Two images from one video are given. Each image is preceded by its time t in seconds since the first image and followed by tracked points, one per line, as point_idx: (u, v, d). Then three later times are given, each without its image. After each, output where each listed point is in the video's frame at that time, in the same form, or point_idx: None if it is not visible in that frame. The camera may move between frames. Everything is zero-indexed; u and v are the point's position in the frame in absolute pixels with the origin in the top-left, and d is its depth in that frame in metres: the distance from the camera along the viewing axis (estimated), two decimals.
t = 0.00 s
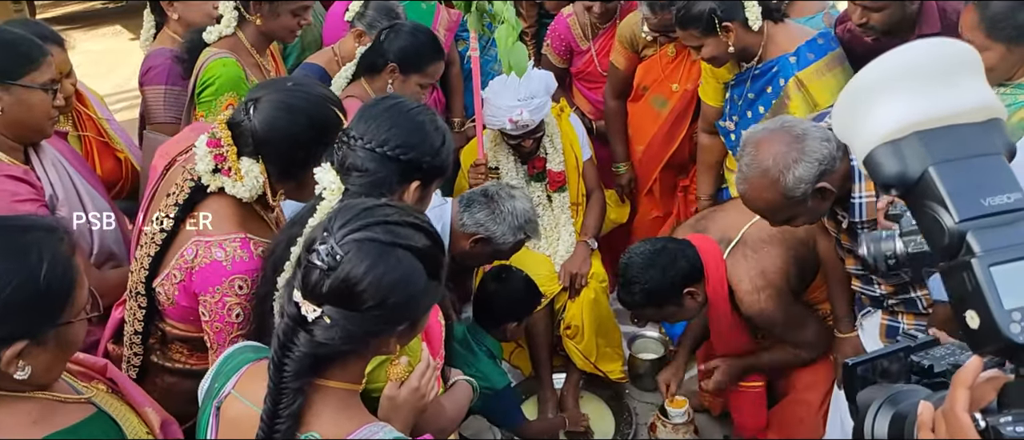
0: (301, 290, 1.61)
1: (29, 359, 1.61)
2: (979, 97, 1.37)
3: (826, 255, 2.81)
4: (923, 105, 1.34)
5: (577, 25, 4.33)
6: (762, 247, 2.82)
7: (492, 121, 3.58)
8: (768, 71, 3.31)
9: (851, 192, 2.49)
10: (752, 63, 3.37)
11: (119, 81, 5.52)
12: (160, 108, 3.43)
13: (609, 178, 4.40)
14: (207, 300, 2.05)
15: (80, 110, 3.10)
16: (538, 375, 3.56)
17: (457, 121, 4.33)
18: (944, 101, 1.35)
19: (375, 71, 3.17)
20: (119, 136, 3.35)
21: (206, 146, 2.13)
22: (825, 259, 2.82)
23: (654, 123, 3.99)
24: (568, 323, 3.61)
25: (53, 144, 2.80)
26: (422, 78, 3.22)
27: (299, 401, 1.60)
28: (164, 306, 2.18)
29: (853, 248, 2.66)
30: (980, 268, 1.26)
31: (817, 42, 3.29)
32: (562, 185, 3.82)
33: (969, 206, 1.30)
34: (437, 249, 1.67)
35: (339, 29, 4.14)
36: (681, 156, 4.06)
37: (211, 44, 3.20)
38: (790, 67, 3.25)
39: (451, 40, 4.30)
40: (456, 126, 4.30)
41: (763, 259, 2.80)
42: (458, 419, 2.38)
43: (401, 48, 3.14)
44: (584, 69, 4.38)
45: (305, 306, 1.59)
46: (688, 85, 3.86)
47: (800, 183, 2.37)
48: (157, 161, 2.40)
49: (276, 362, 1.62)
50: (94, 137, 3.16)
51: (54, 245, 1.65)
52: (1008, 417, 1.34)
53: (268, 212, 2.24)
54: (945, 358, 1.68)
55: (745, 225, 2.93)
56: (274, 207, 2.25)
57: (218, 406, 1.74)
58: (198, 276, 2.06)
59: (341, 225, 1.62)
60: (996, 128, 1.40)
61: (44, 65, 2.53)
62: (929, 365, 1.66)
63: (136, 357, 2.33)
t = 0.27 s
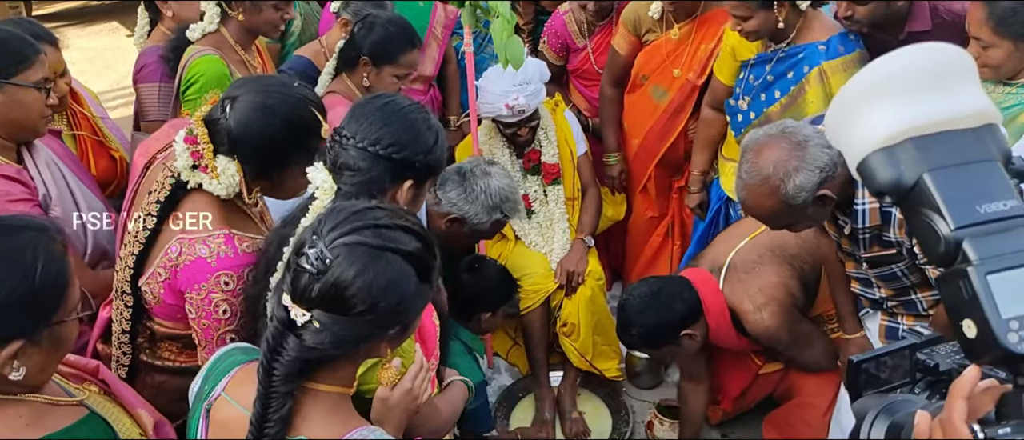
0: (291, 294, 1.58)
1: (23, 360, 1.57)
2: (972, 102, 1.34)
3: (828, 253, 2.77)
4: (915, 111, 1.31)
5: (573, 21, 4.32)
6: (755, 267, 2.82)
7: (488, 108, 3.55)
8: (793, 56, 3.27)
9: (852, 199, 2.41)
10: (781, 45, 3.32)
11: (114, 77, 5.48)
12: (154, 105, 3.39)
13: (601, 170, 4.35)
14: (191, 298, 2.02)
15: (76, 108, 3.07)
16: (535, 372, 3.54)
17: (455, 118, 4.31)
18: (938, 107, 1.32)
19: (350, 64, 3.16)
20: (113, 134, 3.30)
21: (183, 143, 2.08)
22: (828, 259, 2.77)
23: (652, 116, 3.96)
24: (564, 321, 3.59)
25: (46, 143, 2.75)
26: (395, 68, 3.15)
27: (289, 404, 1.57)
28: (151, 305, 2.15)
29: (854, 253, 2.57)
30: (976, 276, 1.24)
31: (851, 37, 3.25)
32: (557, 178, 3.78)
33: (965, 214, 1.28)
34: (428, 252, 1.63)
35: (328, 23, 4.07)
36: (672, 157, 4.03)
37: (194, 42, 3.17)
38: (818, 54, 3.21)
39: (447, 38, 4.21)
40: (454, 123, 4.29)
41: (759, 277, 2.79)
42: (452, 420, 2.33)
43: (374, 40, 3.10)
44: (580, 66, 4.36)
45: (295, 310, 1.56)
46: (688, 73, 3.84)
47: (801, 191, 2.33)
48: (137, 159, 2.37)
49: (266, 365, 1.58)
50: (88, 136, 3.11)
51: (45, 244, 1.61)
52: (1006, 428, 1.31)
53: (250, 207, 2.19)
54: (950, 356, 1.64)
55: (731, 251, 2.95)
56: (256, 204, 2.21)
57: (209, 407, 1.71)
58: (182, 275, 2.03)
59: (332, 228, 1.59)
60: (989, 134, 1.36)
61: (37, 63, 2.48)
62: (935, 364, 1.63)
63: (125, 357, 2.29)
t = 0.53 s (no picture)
0: (293, 298, 1.58)
1: (26, 360, 1.58)
2: (969, 102, 1.34)
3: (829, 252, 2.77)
4: (912, 110, 1.32)
5: (579, 20, 4.31)
6: (749, 274, 2.81)
7: (492, 101, 3.55)
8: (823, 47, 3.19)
9: (855, 189, 2.42)
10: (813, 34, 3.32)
11: (116, 80, 5.50)
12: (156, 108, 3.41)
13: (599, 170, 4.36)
14: (163, 296, 2.00)
15: (78, 111, 3.07)
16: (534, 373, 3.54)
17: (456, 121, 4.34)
18: (937, 104, 1.32)
19: (337, 65, 3.18)
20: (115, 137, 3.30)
21: (140, 145, 2.09)
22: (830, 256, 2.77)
23: (653, 111, 3.98)
24: (563, 320, 3.59)
25: (47, 145, 2.75)
26: (377, 67, 3.15)
27: (291, 407, 1.58)
28: (131, 307, 2.14)
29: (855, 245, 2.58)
30: (972, 273, 1.25)
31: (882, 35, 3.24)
32: (558, 177, 3.79)
33: (962, 211, 1.29)
34: (428, 255, 1.64)
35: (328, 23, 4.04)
36: (670, 156, 4.04)
37: (183, 45, 3.17)
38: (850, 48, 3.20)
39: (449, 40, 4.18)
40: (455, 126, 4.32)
41: (751, 285, 2.79)
42: (448, 419, 2.34)
43: (356, 39, 3.12)
44: (584, 65, 4.36)
45: (297, 313, 1.56)
46: (691, 67, 3.85)
47: (806, 175, 2.29)
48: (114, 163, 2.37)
49: (267, 368, 1.58)
50: (91, 140, 3.12)
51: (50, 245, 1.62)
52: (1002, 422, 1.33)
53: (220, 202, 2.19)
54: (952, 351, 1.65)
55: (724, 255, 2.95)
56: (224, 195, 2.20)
57: (208, 411, 1.72)
58: (153, 273, 2.01)
59: (333, 232, 1.59)
60: (987, 132, 1.36)
61: (36, 66, 2.50)
62: (935, 358, 1.63)
63: (110, 361, 2.30)
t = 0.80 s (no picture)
0: (287, 292, 1.59)
1: (34, 349, 1.60)
2: (951, 94, 1.38)
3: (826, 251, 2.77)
4: (897, 105, 1.35)
5: (598, 14, 4.31)
6: (742, 258, 2.83)
7: (494, 103, 3.58)
8: (823, 41, 3.34)
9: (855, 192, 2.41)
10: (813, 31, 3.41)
11: (117, 78, 5.53)
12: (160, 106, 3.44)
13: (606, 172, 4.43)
14: (159, 293, 2.01)
15: (81, 108, 3.10)
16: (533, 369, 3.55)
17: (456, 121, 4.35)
18: (921, 101, 1.36)
19: (339, 63, 3.20)
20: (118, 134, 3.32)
21: (131, 150, 2.08)
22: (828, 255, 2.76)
23: (661, 110, 4.01)
24: (562, 319, 3.59)
25: (49, 139, 2.79)
26: (379, 65, 3.18)
27: (287, 401, 1.58)
28: (127, 303, 2.14)
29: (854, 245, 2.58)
30: (956, 263, 1.28)
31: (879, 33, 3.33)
32: (559, 176, 3.83)
33: (946, 203, 1.32)
34: (419, 246, 1.67)
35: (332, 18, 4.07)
36: (672, 156, 4.09)
37: (185, 42, 3.20)
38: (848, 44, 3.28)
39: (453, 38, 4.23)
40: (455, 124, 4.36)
41: (742, 272, 2.81)
42: (438, 412, 2.32)
43: (358, 37, 3.15)
44: (599, 59, 4.36)
45: (292, 307, 1.57)
46: (699, 69, 3.88)
47: (806, 177, 2.31)
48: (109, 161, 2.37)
49: (261, 363, 1.59)
50: (94, 136, 3.15)
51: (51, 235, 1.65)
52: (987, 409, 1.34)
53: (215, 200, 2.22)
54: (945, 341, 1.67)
55: (726, 234, 2.96)
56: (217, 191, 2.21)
57: (203, 410, 1.71)
58: (149, 270, 2.02)
59: (325, 226, 1.61)
60: (971, 125, 1.40)
61: (39, 61, 2.53)
62: (929, 349, 1.66)
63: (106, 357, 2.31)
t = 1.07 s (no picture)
0: (284, 288, 1.58)
1: (39, 344, 1.61)
2: (954, 84, 1.38)
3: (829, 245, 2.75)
4: (899, 94, 1.35)
5: (586, 14, 4.29)
6: (721, 245, 2.84)
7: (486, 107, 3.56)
8: (819, 33, 3.35)
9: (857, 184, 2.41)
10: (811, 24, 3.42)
11: (117, 75, 5.52)
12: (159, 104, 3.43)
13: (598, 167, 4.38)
14: (170, 294, 2.03)
15: (79, 107, 3.09)
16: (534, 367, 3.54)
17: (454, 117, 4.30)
18: (918, 95, 1.35)
19: (343, 58, 3.18)
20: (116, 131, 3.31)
21: (159, 142, 2.07)
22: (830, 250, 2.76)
23: (651, 107, 3.98)
24: (564, 314, 3.62)
25: (46, 136, 2.76)
26: (384, 62, 3.17)
27: (287, 399, 1.58)
28: (134, 301, 2.15)
29: (858, 239, 2.56)
30: (959, 254, 1.26)
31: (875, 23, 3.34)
32: (559, 174, 3.80)
33: (949, 193, 1.30)
34: (419, 240, 1.65)
35: (332, 13, 4.05)
36: (670, 154, 4.05)
37: (189, 39, 3.19)
38: (845, 35, 3.30)
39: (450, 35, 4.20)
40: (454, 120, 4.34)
41: (719, 259, 2.82)
42: (437, 410, 2.31)
43: (364, 34, 3.13)
44: (592, 60, 4.34)
45: (290, 303, 1.55)
46: (688, 62, 3.87)
47: (802, 167, 2.29)
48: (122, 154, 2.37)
49: (261, 361, 1.58)
50: (93, 135, 3.13)
51: (47, 228, 1.63)
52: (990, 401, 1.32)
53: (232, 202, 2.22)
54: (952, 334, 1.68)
55: (713, 215, 2.92)
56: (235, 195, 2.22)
57: (202, 408, 1.70)
58: (161, 271, 2.03)
59: (323, 220, 1.58)
60: (974, 114, 1.39)
61: (36, 56, 2.52)
62: (933, 341, 1.67)
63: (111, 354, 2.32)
